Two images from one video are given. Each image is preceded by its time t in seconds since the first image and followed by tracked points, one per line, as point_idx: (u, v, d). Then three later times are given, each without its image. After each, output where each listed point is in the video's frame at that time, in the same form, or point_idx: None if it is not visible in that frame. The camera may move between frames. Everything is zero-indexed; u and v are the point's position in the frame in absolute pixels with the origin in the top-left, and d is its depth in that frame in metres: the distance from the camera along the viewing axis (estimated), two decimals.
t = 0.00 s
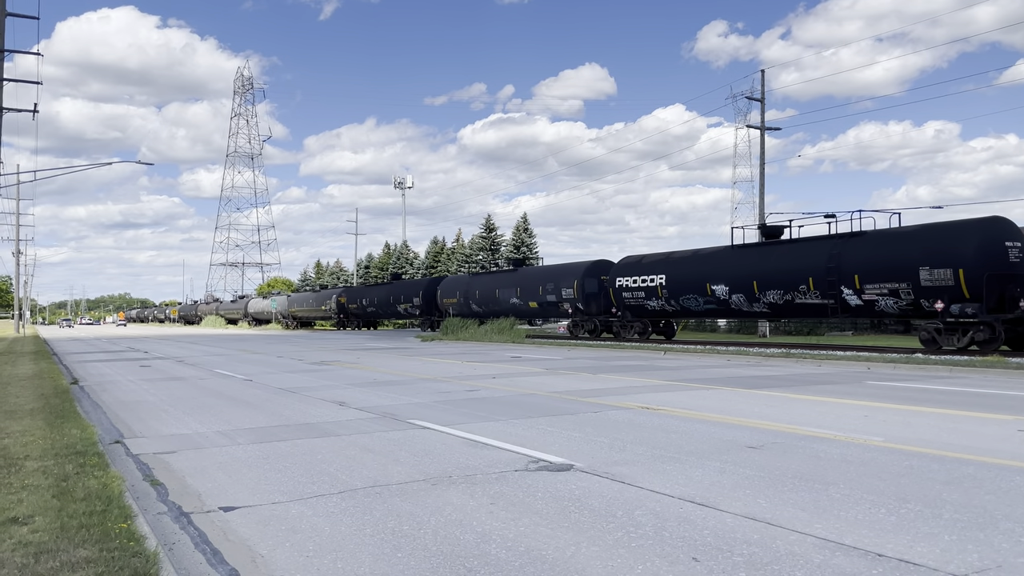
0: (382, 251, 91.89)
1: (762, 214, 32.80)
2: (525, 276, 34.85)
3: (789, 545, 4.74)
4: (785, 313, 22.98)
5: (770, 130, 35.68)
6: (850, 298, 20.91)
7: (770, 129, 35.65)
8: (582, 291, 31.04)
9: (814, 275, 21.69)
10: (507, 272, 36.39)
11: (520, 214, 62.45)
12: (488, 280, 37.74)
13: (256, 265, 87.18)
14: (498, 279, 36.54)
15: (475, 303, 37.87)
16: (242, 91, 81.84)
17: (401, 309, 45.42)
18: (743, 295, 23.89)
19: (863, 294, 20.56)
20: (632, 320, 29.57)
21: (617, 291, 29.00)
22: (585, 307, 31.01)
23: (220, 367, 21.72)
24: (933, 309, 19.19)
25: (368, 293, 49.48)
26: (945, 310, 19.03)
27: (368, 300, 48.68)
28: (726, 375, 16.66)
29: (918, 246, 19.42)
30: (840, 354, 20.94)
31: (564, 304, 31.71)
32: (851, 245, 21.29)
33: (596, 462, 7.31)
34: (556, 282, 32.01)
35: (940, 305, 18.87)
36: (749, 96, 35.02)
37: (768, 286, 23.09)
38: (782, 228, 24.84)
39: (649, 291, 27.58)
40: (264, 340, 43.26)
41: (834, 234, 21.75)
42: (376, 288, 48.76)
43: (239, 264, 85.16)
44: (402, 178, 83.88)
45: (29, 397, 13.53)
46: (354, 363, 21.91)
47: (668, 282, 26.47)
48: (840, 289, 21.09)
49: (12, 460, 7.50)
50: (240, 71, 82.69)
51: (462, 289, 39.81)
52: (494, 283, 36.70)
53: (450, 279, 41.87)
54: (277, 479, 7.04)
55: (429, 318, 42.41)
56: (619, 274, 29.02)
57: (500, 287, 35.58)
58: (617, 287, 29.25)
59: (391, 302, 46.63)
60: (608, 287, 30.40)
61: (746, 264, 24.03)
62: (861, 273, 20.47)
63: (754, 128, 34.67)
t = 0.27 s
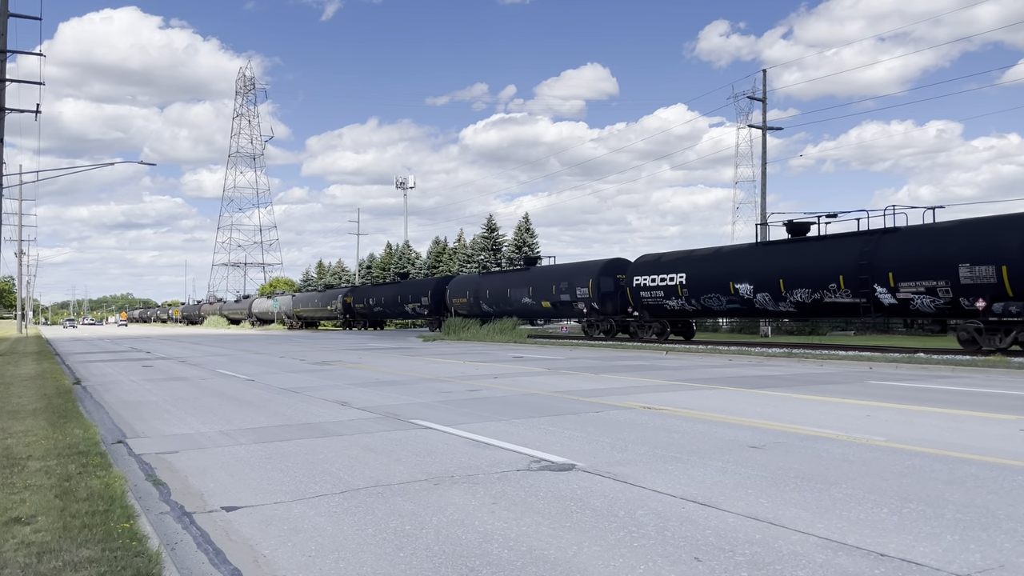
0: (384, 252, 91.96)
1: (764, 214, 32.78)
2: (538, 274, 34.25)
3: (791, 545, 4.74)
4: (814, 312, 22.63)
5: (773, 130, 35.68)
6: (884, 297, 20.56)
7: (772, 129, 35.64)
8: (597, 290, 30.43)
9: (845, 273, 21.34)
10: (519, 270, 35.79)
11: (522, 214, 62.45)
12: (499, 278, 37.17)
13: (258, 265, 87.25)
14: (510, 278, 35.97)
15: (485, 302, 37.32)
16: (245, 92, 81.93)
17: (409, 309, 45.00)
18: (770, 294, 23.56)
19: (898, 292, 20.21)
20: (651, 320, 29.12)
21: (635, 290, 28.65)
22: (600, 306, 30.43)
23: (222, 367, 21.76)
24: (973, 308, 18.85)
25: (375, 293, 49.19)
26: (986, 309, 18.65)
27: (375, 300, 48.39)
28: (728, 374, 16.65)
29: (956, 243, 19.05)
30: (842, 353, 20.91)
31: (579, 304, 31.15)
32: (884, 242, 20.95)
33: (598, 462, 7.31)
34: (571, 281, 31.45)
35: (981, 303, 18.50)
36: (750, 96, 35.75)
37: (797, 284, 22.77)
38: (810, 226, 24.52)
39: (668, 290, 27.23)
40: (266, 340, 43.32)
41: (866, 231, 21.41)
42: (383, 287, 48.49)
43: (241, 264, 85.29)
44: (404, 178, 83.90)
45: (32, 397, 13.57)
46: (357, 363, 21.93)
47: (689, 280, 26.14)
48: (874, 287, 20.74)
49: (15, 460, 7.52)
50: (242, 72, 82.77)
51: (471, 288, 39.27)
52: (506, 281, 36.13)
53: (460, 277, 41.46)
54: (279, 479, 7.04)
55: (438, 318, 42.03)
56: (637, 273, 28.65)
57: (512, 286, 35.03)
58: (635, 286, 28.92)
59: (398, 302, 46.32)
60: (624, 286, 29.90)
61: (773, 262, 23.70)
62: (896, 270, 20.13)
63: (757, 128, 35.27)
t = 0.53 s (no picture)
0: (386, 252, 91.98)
1: (765, 213, 32.74)
2: (550, 274, 33.64)
3: (793, 545, 4.73)
4: (842, 311, 21.74)
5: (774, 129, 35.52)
6: (919, 295, 19.68)
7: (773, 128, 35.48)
8: (613, 289, 29.75)
9: (877, 271, 20.46)
10: (530, 269, 35.20)
11: (524, 214, 62.44)
12: (509, 278, 36.59)
13: (260, 266, 87.34)
14: (521, 278, 35.38)
15: (496, 302, 36.77)
16: (245, 92, 82.02)
17: (416, 308, 44.52)
18: (795, 293, 22.65)
19: (935, 291, 19.34)
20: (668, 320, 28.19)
21: (652, 290, 27.60)
22: (616, 306, 29.74)
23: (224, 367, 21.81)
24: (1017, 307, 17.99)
25: (382, 292, 48.89)
26: None
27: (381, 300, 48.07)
28: (729, 374, 16.64)
29: (998, 238, 18.19)
30: (844, 353, 20.89)
31: (593, 304, 30.48)
32: (919, 238, 20.10)
33: (599, 462, 7.31)
34: (585, 280, 30.81)
35: None
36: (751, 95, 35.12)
37: (824, 283, 21.83)
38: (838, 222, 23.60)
39: (688, 289, 26.18)
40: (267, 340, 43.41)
41: (899, 227, 20.53)
42: (390, 287, 48.18)
43: (243, 264, 85.41)
44: (406, 178, 83.93)
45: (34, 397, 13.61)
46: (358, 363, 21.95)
47: (708, 279, 25.25)
48: (908, 285, 19.86)
49: (17, 460, 7.53)
50: (243, 72, 82.86)
51: (481, 288, 38.72)
52: (518, 281, 35.54)
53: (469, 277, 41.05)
54: (281, 479, 7.05)
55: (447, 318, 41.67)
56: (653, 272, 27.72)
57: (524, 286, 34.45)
58: (651, 285, 27.87)
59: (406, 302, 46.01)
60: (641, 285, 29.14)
61: (799, 259, 22.78)
62: (933, 268, 19.27)
63: (758, 128, 34.71)
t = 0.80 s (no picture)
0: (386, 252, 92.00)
1: (766, 213, 32.68)
2: (564, 272, 33.05)
3: (795, 545, 4.73)
4: (874, 310, 21.24)
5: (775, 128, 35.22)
6: (958, 293, 19.20)
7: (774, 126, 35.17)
8: (629, 288, 29.17)
9: (913, 268, 19.95)
10: (543, 268, 34.64)
11: (524, 214, 62.38)
12: (520, 277, 36.04)
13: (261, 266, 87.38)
14: (534, 277, 34.83)
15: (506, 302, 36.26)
16: (246, 92, 82.04)
17: (425, 308, 44.12)
18: (825, 292, 22.15)
19: (975, 289, 18.86)
20: (688, 319, 27.66)
21: (672, 288, 27.21)
22: (632, 305, 29.18)
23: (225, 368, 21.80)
24: None
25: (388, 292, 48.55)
26: None
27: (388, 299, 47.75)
28: (729, 374, 16.64)
29: None
30: (845, 352, 20.88)
31: (608, 302, 29.96)
32: (957, 234, 19.60)
33: (600, 461, 7.30)
34: (600, 279, 30.26)
35: None
36: (751, 95, 34.74)
37: (856, 281, 21.32)
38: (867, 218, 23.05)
39: (709, 287, 25.77)
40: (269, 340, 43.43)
41: (935, 223, 20.03)
42: (397, 286, 47.85)
43: (244, 264, 85.44)
44: (406, 178, 83.90)
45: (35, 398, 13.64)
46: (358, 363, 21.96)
47: (731, 277, 24.74)
48: (946, 283, 19.37)
49: (19, 460, 7.54)
50: (244, 72, 82.85)
51: (491, 287, 38.23)
52: (530, 280, 34.98)
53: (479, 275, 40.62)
54: (282, 479, 7.05)
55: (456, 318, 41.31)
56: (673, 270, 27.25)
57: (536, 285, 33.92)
58: (671, 284, 27.46)
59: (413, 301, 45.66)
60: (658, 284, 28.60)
61: (828, 257, 22.25)
62: (973, 265, 18.79)
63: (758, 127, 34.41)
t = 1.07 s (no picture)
0: (387, 252, 92.09)
1: (767, 212, 32.67)
2: (576, 271, 32.30)
3: (795, 544, 4.73)
4: (908, 308, 20.15)
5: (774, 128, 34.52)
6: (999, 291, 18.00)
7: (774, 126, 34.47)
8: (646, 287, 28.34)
9: (950, 265, 18.78)
10: (554, 266, 33.89)
11: (525, 213, 62.42)
12: (530, 276, 35.31)
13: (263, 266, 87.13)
14: (545, 275, 34.08)
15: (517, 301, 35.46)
16: (246, 92, 82.06)
17: (430, 307, 43.69)
18: (854, 290, 21.10)
19: (1017, 286, 17.63)
20: (708, 318, 26.89)
21: (691, 287, 26.24)
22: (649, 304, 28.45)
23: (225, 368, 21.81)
24: None
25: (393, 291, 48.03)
26: None
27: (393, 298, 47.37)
28: (730, 373, 16.66)
29: None
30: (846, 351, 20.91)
31: (624, 301, 29.16)
32: (997, 228, 18.30)
33: (601, 461, 7.31)
34: (615, 278, 29.49)
35: None
36: (752, 95, 33.75)
37: (888, 278, 20.22)
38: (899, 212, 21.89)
39: (731, 285, 24.78)
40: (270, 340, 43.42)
41: (974, 216, 18.74)
42: (402, 285, 47.36)
43: (245, 264, 85.40)
44: (407, 178, 83.95)
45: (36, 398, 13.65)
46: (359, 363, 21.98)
47: (755, 275, 23.76)
48: (985, 280, 18.18)
49: (20, 461, 7.53)
50: (244, 72, 82.87)
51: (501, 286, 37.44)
52: (541, 278, 34.24)
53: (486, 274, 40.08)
54: (283, 479, 7.04)
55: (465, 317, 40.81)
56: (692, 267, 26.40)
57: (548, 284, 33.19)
58: (690, 282, 26.49)
59: (419, 301, 45.17)
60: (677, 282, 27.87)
61: (857, 253, 21.15)
62: (1014, 261, 17.56)
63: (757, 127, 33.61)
